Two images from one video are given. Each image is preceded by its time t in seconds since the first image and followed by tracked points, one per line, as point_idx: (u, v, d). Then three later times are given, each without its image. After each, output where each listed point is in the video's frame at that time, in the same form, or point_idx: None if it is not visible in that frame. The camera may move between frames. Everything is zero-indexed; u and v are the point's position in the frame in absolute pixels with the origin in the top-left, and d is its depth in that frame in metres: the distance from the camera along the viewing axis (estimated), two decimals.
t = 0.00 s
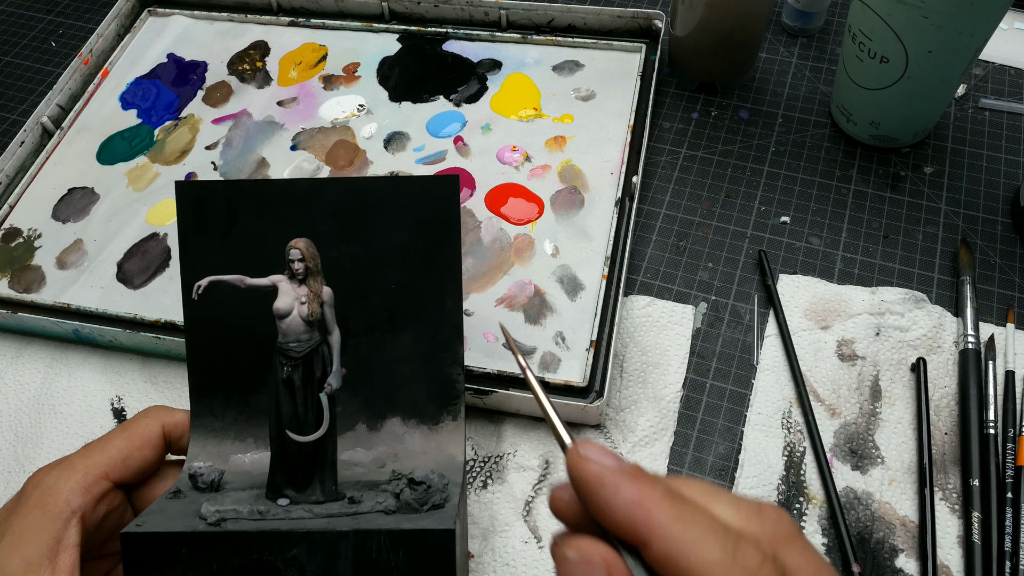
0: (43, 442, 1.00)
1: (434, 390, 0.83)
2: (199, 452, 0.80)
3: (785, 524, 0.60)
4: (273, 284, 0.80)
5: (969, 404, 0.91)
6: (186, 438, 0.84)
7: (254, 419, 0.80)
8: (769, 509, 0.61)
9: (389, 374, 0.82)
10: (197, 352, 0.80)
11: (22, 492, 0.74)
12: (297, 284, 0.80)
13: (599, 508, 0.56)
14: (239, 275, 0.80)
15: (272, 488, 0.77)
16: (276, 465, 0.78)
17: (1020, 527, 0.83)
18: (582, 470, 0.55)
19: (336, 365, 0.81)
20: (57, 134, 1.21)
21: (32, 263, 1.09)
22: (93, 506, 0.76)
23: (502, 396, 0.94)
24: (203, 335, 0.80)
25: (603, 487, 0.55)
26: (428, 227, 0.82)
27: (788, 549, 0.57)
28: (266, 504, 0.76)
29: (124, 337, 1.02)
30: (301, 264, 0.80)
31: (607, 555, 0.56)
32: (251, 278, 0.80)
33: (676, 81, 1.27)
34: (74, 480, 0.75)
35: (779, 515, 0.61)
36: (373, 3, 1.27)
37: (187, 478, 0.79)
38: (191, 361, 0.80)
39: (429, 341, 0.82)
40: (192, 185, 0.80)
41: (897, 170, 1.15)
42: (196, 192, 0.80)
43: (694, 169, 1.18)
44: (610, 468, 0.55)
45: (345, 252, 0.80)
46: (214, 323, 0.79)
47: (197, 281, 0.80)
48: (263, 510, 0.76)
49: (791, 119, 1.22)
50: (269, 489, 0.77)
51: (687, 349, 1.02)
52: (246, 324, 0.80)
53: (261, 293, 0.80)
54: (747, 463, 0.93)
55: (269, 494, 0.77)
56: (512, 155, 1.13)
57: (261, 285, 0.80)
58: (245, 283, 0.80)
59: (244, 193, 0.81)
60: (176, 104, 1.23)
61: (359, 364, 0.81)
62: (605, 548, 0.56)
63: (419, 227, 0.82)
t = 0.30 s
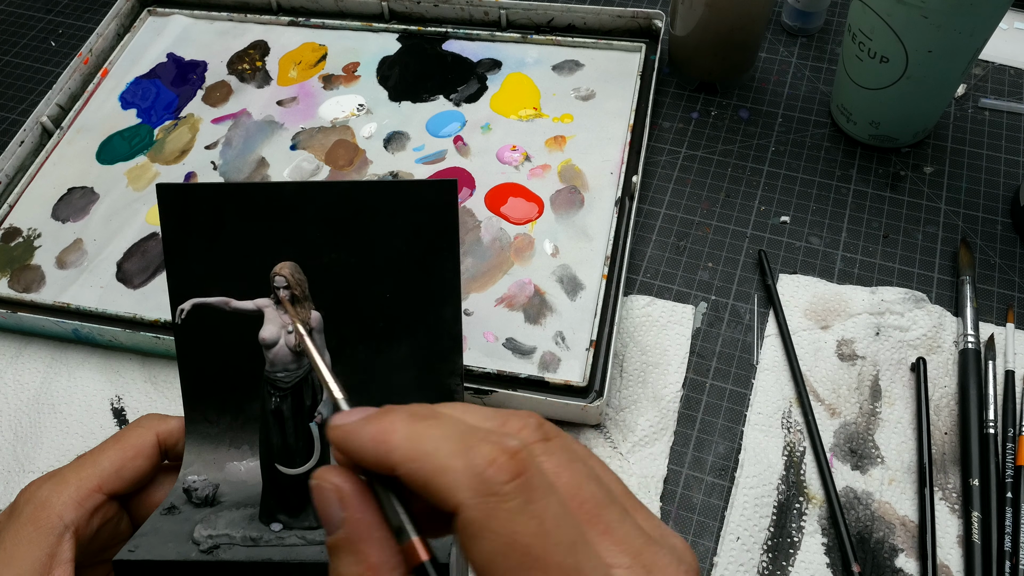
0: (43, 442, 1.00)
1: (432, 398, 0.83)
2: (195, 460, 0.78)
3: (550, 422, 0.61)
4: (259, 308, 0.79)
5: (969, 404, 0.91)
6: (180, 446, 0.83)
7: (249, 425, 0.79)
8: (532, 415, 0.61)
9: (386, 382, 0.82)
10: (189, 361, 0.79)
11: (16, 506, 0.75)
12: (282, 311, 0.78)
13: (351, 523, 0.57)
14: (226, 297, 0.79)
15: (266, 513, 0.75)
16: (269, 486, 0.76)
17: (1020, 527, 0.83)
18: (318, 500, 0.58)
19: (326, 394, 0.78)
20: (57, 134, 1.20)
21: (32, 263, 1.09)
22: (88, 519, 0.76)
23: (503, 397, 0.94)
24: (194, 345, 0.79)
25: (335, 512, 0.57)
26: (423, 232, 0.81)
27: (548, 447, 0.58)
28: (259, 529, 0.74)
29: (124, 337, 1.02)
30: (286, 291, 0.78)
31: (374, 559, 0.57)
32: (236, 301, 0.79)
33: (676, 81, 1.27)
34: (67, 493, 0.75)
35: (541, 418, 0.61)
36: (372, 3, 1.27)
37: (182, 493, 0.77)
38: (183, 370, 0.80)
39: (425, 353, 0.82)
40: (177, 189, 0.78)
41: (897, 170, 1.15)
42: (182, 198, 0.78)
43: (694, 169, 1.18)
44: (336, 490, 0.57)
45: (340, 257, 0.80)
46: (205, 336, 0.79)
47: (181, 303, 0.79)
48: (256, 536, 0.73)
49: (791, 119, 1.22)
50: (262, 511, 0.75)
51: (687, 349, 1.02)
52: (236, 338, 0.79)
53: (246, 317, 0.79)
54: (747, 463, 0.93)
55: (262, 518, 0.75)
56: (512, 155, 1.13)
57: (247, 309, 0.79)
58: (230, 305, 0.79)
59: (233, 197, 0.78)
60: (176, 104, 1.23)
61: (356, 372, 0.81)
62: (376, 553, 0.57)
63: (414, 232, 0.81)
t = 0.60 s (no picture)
0: (42, 442, 1.00)
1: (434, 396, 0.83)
2: (198, 455, 0.78)
3: (516, 402, 0.55)
4: (263, 298, 0.79)
5: (968, 404, 0.92)
6: (185, 441, 0.83)
7: (252, 421, 0.79)
8: (497, 395, 0.55)
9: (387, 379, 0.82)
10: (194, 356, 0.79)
11: (21, 497, 0.74)
12: (287, 300, 0.79)
13: (336, 519, 0.57)
14: (231, 288, 0.79)
15: (266, 502, 0.75)
16: (272, 477, 0.76)
17: (1019, 527, 0.83)
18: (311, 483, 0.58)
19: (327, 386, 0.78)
20: (57, 134, 1.20)
21: (32, 263, 1.09)
22: (93, 512, 0.75)
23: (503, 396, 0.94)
24: (199, 340, 0.79)
25: (328, 503, 0.57)
26: (424, 231, 0.81)
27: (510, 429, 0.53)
28: (259, 519, 0.74)
29: (124, 337, 1.02)
30: (291, 281, 0.78)
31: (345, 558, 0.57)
32: (241, 292, 0.79)
33: (676, 81, 1.27)
34: (73, 486, 0.74)
35: (505, 397, 0.55)
36: (373, 3, 1.27)
37: (184, 486, 0.76)
38: (187, 365, 0.80)
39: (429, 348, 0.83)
40: (182, 187, 0.78)
41: (897, 170, 1.15)
42: (188, 193, 0.78)
43: (694, 169, 1.18)
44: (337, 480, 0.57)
45: (341, 255, 0.79)
46: (209, 329, 0.79)
47: (188, 293, 0.79)
48: (257, 526, 0.74)
49: (791, 119, 1.22)
50: (263, 503, 0.75)
51: (687, 349, 1.02)
52: (241, 330, 0.78)
53: (251, 307, 0.79)
54: (747, 463, 0.93)
55: (263, 508, 0.75)
56: (512, 155, 1.13)
57: (252, 298, 0.79)
58: (236, 296, 0.79)
59: (238, 196, 0.79)
60: (176, 104, 1.23)
61: (357, 370, 0.81)
62: (348, 556, 0.57)
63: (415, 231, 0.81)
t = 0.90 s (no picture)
0: (43, 442, 1.00)
1: (432, 399, 0.83)
2: (196, 460, 0.78)
3: (481, 469, 0.47)
4: (258, 303, 0.79)
5: (968, 403, 0.91)
6: (181, 445, 0.83)
7: (249, 426, 0.79)
8: (466, 455, 0.47)
9: (385, 382, 0.82)
10: (189, 360, 0.79)
11: (18, 505, 0.73)
12: (282, 306, 0.78)
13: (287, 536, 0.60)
14: (225, 294, 0.79)
15: (266, 508, 0.75)
16: (269, 482, 0.76)
17: (1020, 527, 0.83)
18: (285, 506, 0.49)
19: (326, 387, 0.79)
20: (57, 134, 1.20)
21: (32, 263, 1.09)
22: (92, 517, 0.74)
23: (502, 396, 0.94)
24: (195, 344, 0.79)
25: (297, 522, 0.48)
26: (422, 232, 0.81)
27: (461, 503, 0.44)
28: (259, 525, 0.74)
29: (124, 337, 1.02)
30: (285, 286, 0.78)
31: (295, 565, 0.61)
32: (235, 297, 0.79)
33: (676, 81, 1.27)
34: (72, 491, 0.74)
35: (472, 460, 0.47)
36: (372, 3, 1.27)
37: (181, 492, 0.76)
38: (184, 369, 0.79)
39: (427, 348, 0.83)
40: (176, 190, 0.78)
41: (897, 170, 1.15)
42: (183, 198, 0.78)
43: (694, 169, 1.18)
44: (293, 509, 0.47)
45: (339, 257, 0.80)
46: (205, 333, 0.79)
47: (181, 300, 0.79)
48: (256, 532, 0.73)
49: (791, 119, 1.22)
50: (262, 508, 0.75)
51: (687, 349, 1.02)
52: (237, 333, 0.79)
53: (246, 313, 0.79)
54: (747, 463, 0.93)
55: (262, 514, 0.75)
56: (512, 155, 1.13)
57: (246, 304, 0.79)
58: (230, 301, 0.79)
59: (234, 199, 0.79)
60: (176, 104, 1.23)
61: (354, 376, 0.81)
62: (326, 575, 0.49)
63: (412, 232, 0.81)
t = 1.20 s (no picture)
0: (43, 442, 1.00)
1: (432, 397, 0.83)
2: (197, 458, 0.78)
3: (452, 466, 0.61)
4: (262, 297, 0.78)
5: (968, 403, 0.92)
6: (185, 443, 0.82)
7: (253, 421, 0.79)
8: (438, 455, 0.61)
9: (385, 379, 0.82)
10: (191, 360, 0.79)
11: (21, 500, 0.73)
12: (286, 298, 0.78)
13: (285, 538, 0.59)
14: (228, 289, 0.79)
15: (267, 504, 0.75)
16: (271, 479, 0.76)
17: (1020, 527, 0.83)
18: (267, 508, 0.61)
19: (327, 381, 0.80)
20: (57, 134, 1.21)
21: (32, 263, 1.09)
22: (94, 514, 0.74)
23: (502, 397, 0.94)
24: (197, 344, 0.78)
25: (276, 523, 0.60)
26: (421, 232, 0.82)
27: (432, 495, 0.58)
28: (260, 519, 0.74)
29: (125, 337, 1.02)
30: (289, 279, 0.78)
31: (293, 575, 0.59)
32: (239, 291, 0.78)
33: (677, 81, 1.27)
34: (74, 487, 0.74)
35: (444, 460, 0.61)
36: (373, 3, 1.27)
37: (184, 488, 0.77)
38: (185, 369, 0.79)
39: (426, 347, 0.83)
40: (180, 189, 0.77)
41: (897, 170, 1.15)
42: (185, 196, 0.78)
43: (694, 169, 1.18)
44: (281, 503, 0.60)
45: (340, 255, 0.79)
46: (207, 331, 0.78)
47: (186, 294, 0.78)
48: (258, 526, 0.74)
49: (791, 119, 1.22)
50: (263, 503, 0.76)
51: (687, 349, 1.02)
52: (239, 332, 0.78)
53: (249, 307, 0.78)
54: (747, 463, 0.93)
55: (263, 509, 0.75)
56: (512, 155, 1.13)
57: (250, 298, 0.78)
58: (234, 296, 0.78)
59: (235, 198, 0.79)
60: (176, 104, 1.23)
61: (355, 373, 0.81)
62: (296, 571, 0.60)
63: (411, 232, 0.81)
